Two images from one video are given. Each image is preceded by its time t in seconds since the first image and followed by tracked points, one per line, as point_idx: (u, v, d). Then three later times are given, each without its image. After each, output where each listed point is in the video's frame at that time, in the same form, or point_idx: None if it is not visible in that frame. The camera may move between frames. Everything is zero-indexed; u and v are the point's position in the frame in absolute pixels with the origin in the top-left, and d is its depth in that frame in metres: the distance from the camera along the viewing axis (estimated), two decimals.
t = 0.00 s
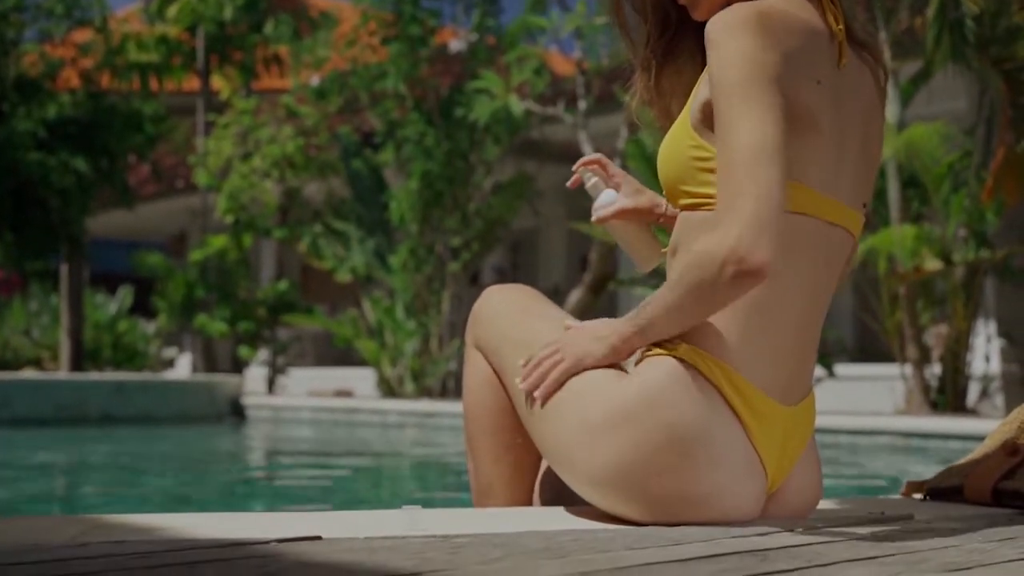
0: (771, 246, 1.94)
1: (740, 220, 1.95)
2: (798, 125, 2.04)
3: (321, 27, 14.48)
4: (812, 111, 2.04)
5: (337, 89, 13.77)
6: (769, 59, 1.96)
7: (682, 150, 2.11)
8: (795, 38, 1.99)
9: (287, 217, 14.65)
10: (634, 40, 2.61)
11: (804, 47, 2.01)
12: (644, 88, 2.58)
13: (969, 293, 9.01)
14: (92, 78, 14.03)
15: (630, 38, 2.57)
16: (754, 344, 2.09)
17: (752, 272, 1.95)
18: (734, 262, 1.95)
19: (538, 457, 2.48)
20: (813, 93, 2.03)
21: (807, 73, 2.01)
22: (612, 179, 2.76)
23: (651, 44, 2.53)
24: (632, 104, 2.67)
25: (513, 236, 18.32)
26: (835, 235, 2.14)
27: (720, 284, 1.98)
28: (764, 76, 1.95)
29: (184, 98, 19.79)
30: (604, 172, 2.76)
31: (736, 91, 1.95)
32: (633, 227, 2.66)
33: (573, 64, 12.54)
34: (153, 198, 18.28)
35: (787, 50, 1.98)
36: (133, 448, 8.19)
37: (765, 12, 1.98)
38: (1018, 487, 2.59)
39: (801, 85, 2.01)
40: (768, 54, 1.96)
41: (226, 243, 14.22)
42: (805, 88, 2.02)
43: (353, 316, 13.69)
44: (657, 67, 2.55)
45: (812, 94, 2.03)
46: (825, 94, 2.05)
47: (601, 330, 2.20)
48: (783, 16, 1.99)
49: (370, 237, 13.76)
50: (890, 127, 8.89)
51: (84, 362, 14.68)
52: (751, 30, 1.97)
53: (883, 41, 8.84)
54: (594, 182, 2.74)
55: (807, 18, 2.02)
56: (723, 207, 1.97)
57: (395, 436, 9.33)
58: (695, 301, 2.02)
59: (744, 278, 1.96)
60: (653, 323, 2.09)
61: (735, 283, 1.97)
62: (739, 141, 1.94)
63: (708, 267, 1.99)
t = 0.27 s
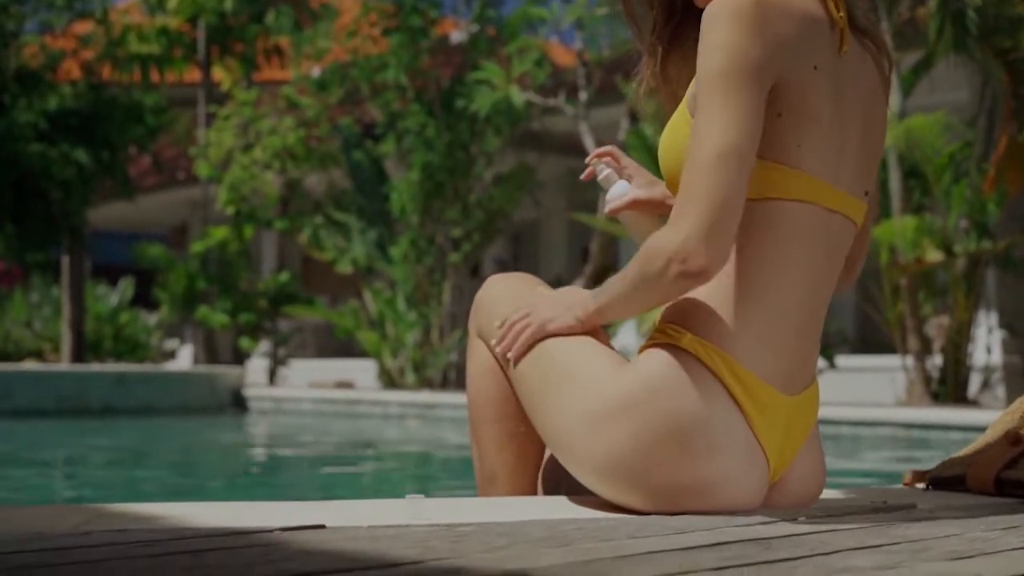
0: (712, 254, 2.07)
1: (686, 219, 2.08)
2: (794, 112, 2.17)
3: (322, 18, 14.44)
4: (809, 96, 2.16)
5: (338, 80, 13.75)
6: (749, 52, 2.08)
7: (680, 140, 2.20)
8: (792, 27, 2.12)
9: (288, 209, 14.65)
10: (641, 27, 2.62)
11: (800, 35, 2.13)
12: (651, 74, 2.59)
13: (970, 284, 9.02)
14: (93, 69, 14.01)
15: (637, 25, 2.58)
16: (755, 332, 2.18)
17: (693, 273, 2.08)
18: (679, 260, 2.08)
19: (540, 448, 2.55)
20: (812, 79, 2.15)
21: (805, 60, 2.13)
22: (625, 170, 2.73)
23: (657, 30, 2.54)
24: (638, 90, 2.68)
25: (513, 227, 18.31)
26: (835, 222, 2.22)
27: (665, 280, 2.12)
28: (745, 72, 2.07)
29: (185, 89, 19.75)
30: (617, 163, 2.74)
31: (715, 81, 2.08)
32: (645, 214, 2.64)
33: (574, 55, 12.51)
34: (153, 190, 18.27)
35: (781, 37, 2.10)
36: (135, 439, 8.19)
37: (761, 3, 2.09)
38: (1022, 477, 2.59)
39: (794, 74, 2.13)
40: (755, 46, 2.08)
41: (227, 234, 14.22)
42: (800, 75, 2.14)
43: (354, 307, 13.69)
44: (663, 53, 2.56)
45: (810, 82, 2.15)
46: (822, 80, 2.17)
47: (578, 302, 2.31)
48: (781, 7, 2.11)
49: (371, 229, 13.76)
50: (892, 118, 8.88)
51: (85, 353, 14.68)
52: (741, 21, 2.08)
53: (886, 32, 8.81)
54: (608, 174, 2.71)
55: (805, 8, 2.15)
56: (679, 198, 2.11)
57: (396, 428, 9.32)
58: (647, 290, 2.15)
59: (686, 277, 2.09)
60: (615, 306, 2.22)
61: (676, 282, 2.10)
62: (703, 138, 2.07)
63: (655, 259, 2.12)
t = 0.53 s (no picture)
0: (659, 256, 2.18)
1: (641, 214, 2.19)
2: (797, 103, 2.19)
3: (322, 11, 14.42)
4: (811, 87, 2.19)
5: (338, 74, 13.73)
6: (732, 58, 2.11)
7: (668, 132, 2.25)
8: (792, 19, 2.16)
9: (289, 202, 14.65)
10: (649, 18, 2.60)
11: (799, 28, 2.17)
12: (658, 64, 2.56)
13: (971, 277, 9.01)
14: (93, 63, 14.00)
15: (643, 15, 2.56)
16: (756, 323, 2.20)
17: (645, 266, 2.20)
18: (632, 250, 2.21)
19: (543, 440, 2.57)
20: (812, 70, 2.19)
21: (806, 50, 2.17)
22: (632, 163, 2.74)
23: (663, 20, 2.52)
24: (647, 80, 2.65)
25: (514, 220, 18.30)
26: (837, 214, 2.25)
27: (621, 264, 2.25)
28: (726, 74, 2.11)
29: (185, 82, 19.73)
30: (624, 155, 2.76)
31: (697, 79, 2.13)
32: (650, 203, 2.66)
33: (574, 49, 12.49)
34: (154, 183, 18.28)
35: (780, 28, 2.14)
36: (137, 432, 8.20)
37: None
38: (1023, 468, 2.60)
39: (795, 66, 2.16)
40: (750, 42, 2.11)
41: (228, 228, 14.22)
42: (802, 68, 2.17)
43: (355, 301, 13.69)
44: (670, 43, 2.54)
45: (811, 72, 2.18)
46: (823, 71, 2.20)
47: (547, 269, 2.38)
48: None
49: (371, 222, 13.76)
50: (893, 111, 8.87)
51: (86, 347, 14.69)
52: (736, 17, 2.11)
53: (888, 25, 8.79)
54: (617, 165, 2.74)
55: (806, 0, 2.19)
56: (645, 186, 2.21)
57: (397, 421, 9.34)
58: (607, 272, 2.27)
59: (638, 267, 2.22)
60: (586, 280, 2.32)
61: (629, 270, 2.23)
62: (673, 136, 2.14)
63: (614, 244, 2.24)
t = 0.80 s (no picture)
0: (624, 240, 2.27)
1: (613, 196, 2.27)
2: (796, 95, 2.20)
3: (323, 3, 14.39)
4: (809, 80, 2.21)
5: (339, 66, 13.72)
6: (727, 43, 2.14)
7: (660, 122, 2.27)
8: (788, 12, 2.18)
9: (289, 194, 14.64)
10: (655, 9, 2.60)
11: (796, 20, 2.19)
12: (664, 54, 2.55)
13: (972, 270, 9.00)
14: (94, 55, 13.98)
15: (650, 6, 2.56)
16: (755, 314, 2.20)
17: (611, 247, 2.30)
18: (602, 231, 2.30)
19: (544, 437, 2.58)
20: (810, 62, 2.20)
21: (804, 42, 2.19)
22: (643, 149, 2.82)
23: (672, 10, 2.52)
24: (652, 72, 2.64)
25: (515, 213, 18.29)
26: (838, 206, 2.26)
27: (593, 243, 2.33)
28: (709, 70, 2.14)
29: (185, 74, 19.71)
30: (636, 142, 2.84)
31: (681, 72, 2.16)
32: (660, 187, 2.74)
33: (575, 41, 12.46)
34: (154, 175, 18.26)
35: (775, 22, 2.16)
36: (138, 424, 8.20)
37: None
38: None
39: (790, 59, 2.18)
40: (739, 35, 2.14)
41: (229, 220, 14.21)
42: (800, 59, 2.19)
43: (355, 293, 13.69)
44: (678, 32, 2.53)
45: (809, 65, 2.20)
46: (822, 63, 2.22)
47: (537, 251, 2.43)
48: None
49: (372, 215, 13.74)
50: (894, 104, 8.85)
51: (87, 339, 14.68)
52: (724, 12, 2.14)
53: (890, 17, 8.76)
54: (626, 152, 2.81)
55: None
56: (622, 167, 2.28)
57: (399, 413, 9.35)
58: (581, 254, 2.34)
59: (607, 246, 2.31)
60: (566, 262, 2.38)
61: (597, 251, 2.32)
62: (650, 123, 2.20)
63: (588, 222, 2.32)
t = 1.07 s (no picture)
0: (633, 241, 2.26)
1: (621, 198, 2.26)
2: (794, 89, 2.20)
3: None
4: (808, 75, 2.21)
5: (339, 62, 13.71)
6: (725, 37, 2.13)
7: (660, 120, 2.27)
8: (783, 8, 2.18)
9: (290, 190, 14.64)
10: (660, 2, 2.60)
11: (792, 15, 2.19)
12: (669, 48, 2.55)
13: (972, 266, 9.00)
14: (94, 50, 13.98)
15: None
16: (755, 309, 2.20)
17: (620, 248, 2.29)
18: (610, 233, 2.29)
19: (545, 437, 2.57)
20: (807, 57, 2.20)
21: (800, 36, 2.19)
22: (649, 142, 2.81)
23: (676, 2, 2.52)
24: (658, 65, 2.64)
25: (515, 209, 18.28)
26: (838, 201, 2.26)
27: (601, 247, 2.32)
28: (709, 66, 2.14)
29: (185, 70, 19.72)
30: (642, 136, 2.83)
31: (683, 69, 2.16)
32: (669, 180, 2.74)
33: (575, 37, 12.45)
34: (155, 171, 18.27)
35: (771, 16, 2.16)
36: (138, 420, 8.20)
37: None
38: None
39: (787, 53, 2.18)
40: (735, 30, 2.13)
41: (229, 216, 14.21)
42: (798, 54, 2.19)
43: (356, 289, 13.69)
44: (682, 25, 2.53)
45: (806, 59, 2.20)
46: (819, 57, 2.22)
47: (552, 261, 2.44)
48: None
49: (372, 211, 13.74)
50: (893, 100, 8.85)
51: (88, 334, 14.69)
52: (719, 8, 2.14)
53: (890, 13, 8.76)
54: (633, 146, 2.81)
55: None
56: (630, 169, 2.27)
57: (399, 409, 9.36)
58: (592, 259, 2.34)
59: (616, 249, 2.30)
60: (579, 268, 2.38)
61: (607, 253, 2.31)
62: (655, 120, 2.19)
63: (596, 226, 2.31)
